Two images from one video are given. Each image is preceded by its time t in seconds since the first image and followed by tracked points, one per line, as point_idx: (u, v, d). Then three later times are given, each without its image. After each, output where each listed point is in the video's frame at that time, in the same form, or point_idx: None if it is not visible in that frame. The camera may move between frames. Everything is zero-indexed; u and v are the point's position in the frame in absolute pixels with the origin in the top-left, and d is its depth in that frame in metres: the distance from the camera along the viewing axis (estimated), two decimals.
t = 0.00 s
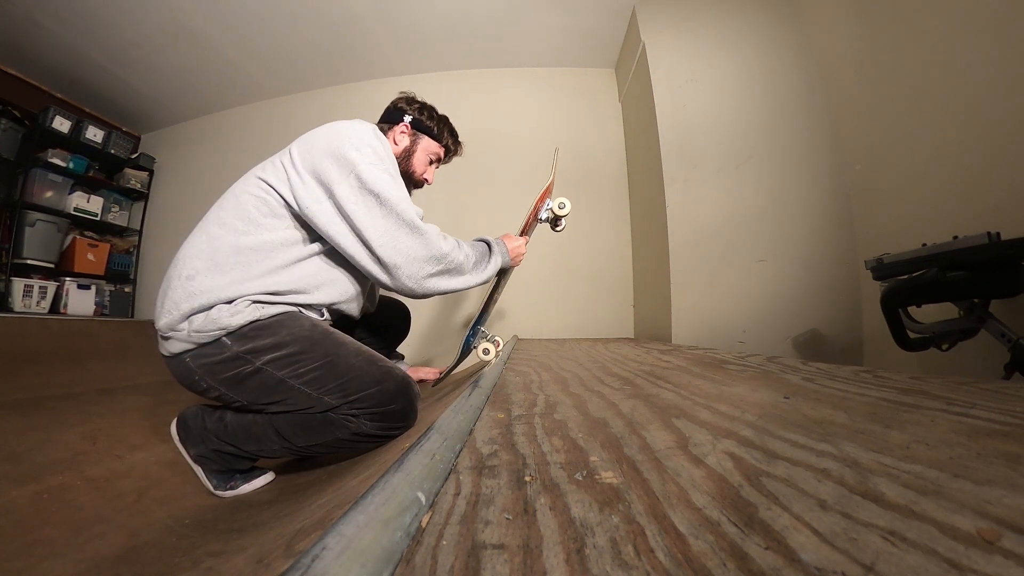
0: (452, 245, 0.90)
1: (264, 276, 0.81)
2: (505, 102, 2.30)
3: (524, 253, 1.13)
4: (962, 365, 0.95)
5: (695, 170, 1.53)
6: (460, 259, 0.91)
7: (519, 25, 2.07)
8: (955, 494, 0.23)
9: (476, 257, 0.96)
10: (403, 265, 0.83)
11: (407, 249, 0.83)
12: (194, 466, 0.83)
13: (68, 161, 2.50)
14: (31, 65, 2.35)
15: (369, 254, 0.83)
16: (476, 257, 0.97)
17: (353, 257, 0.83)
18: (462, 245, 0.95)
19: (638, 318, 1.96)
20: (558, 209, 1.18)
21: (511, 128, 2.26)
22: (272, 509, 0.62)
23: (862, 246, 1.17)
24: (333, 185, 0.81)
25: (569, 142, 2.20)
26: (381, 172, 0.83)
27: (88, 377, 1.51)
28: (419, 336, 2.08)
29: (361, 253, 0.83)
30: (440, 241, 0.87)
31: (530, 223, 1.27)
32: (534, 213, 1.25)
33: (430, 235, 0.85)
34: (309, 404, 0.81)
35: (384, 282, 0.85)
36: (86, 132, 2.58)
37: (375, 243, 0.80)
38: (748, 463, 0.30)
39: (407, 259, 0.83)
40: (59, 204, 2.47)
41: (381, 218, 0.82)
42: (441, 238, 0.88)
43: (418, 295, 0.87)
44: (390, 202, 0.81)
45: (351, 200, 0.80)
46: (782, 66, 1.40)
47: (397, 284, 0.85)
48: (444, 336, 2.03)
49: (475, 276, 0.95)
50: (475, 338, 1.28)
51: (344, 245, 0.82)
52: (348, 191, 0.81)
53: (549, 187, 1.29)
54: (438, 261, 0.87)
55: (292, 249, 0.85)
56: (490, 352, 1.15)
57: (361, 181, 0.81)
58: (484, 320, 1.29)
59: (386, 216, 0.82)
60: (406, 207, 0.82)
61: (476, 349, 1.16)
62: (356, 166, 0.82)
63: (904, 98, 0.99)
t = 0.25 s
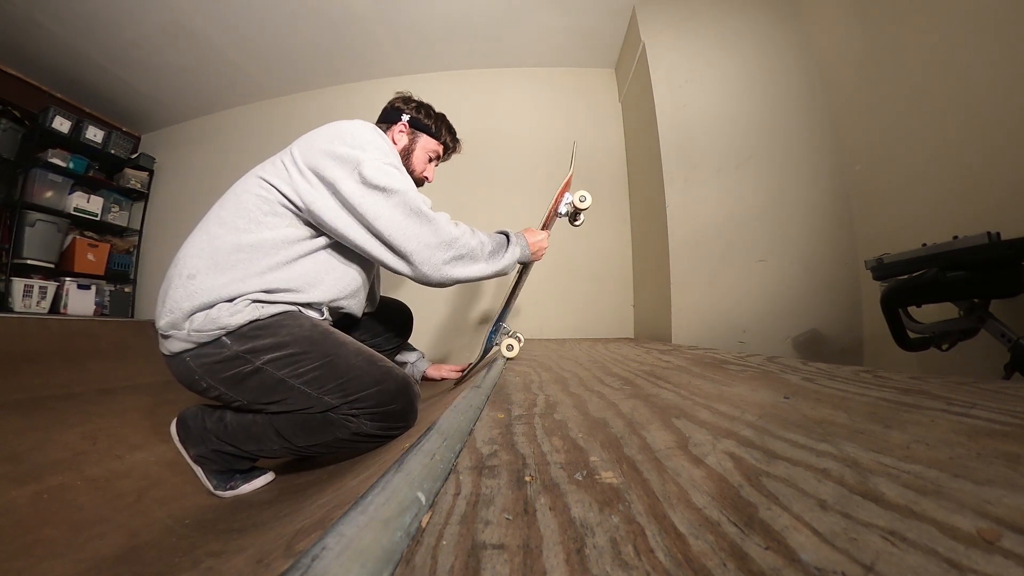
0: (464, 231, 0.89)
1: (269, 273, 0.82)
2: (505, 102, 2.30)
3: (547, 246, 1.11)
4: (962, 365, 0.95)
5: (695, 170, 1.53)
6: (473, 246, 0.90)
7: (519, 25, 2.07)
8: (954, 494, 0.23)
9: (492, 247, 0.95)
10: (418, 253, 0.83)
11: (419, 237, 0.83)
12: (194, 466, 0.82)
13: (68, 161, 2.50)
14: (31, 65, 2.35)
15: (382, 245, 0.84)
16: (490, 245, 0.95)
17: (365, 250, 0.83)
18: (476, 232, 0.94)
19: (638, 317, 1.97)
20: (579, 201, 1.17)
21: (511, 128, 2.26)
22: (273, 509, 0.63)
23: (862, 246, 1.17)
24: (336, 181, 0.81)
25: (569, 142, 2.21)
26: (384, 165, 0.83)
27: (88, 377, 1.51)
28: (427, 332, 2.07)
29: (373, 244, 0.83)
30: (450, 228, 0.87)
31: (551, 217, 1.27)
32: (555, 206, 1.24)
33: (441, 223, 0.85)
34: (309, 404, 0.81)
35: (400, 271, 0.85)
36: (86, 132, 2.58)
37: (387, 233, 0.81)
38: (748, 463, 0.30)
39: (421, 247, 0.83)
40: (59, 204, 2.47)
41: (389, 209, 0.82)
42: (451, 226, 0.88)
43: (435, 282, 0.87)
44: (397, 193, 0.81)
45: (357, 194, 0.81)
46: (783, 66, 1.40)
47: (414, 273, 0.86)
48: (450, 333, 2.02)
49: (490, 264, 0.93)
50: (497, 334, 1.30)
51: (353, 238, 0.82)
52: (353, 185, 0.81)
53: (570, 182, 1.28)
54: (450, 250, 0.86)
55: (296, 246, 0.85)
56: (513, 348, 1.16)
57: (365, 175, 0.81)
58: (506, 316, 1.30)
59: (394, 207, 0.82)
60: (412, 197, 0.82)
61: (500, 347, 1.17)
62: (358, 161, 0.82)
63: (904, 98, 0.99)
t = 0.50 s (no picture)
0: (468, 232, 0.89)
1: (272, 272, 0.82)
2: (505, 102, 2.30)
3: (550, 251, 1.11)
4: (962, 365, 0.95)
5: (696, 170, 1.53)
6: (477, 247, 0.89)
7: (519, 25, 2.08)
8: (955, 494, 0.23)
9: (497, 248, 0.94)
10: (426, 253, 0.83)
11: (425, 237, 0.82)
12: (194, 466, 0.83)
13: (67, 161, 2.50)
14: (31, 65, 2.35)
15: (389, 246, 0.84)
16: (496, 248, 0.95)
17: (372, 250, 0.83)
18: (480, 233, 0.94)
19: (638, 318, 1.97)
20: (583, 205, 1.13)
21: (511, 128, 2.26)
22: (273, 509, 0.63)
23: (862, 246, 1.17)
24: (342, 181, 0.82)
25: (569, 141, 2.21)
26: (390, 165, 0.83)
27: (89, 377, 1.51)
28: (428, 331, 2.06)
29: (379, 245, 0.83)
30: (455, 228, 0.87)
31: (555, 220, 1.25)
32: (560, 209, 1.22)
33: (446, 224, 0.85)
34: (309, 404, 0.80)
35: (409, 272, 0.85)
36: (86, 132, 2.58)
37: (394, 233, 0.81)
38: (748, 463, 0.30)
39: (428, 247, 0.83)
40: (59, 204, 2.47)
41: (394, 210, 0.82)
42: (455, 226, 0.88)
43: (442, 283, 0.86)
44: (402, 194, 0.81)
45: (363, 194, 0.81)
46: (782, 66, 1.40)
47: (422, 274, 0.85)
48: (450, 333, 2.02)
49: (494, 266, 0.92)
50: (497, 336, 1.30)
51: (359, 238, 0.82)
52: (359, 185, 0.81)
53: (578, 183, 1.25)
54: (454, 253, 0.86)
55: (300, 245, 0.85)
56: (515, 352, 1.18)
57: (371, 176, 0.81)
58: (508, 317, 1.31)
59: (399, 207, 0.82)
60: (418, 198, 0.82)
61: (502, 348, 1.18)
62: (364, 162, 0.82)
63: (903, 98, 0.99)
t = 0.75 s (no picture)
0: (450, 241, 0.89)
1: (271, 273, 0.82)
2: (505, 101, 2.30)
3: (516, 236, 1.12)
4: (962, 365, 0.95)
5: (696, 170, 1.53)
6: (456, 252, 0.91)
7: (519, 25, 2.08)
8: (955, 494, 0.23)
9: (472, 248, 0.95)
10: (408, 267, 0.83)
11: (409, 251, 0.82)
12: (194, 465, 0.83)
13: (68, 161, 2.50)
14: (31, 65, 2.35)
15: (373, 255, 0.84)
16: (473, 249, 0.96)
17: (356, 259, 0.84)
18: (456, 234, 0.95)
19: (638, 317, 1.97)
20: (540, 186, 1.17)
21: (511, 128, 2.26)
22: (273, 509, 0.63)
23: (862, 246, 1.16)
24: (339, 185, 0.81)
25: (569, 141, 2.21)
26: (385, 172, 0.82)
27: (89, 377, 1.51)
28: (427, 331, 2.06)
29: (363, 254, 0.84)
30: (439, 239, 0.87)
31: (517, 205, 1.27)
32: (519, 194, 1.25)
33: (430, 235, 0.85)
34: (309, 403, 0.80)
35: (389, 282, 0.86)
36: (86, 132, 2.58)
37: (379, 245, 0.81)
38: (748, 462, 0.30)
39: (412, 261, 0.83)
40: (59, 204, 2.47)
41: (382, 220, 0.81)
42: (438, 235, 0.88)
43: (422, 293, 0.87)
44: (391, 204, 0.80)
45: (355, 201, 0.81)
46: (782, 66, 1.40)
47: (401, 283, 0.86)
48: (450, 332, 2.02)
49: (471, 265, 0.94)
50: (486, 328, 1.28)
51: (346, 246, 0.82)
52: (354, 191, 0.81)
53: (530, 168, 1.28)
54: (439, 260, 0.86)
55: (299, 247, 0.85)
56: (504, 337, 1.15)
57: (368, 182, 0.81)
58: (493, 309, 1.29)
59: (386, 218, 0.81)
60: (408, 209, 0.81)
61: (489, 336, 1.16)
62: (361, 167, 0.82)
63: (903, 98, 0.99)
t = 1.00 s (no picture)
0: (442, 243, 0.89)
1: (270, 273, 0.82)
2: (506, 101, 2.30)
3: (512, 244, 1.11)
4: (962, 365, 0.95)
5: (696, 170, 1.53)
6: (448, 255, 0.90)
7: (519, 26, 2.08)
8: (954, 494, 0.23)
9: (465, 252, 0.95)
10: (398, 269, 0.82)
11: (400, 252, 0.81)
12: (194, 466, 0.83)
13: (67, 161, 2.50)
14: (31, 65, 2.35)
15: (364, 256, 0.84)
16: (466, 253, 0.95)
17: (348, 260, 0.83)
18: (449, 237, 0.94)
19: (638, 317, 1.97)
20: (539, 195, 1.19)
21: (512, 128, 2.25)
22: (273, 509, 0.63)
23: (862, 246, 1.16)
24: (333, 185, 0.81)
25: (570, 141, 2.21)
26: (379, 172, 0.82)
27: (89, 377, 1.51)
28: (427, 331, 2.06)
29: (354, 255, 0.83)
30: (430, 241, 0.86)
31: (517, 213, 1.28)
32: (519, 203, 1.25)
33: (422, 237, 0.85)
34: (309, 403, 0.80)
35: (379, 284, 0.86)
36: (86, 132, 2.58)
37: (370, 247, 0.80)
38: (748, 463, 0.30)
39: (402, 263, 0.82)
40: (59, 204, 2.47)
41: (374, 221, 0.81)
42: (430, 237, 0.87)
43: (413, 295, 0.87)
44: (383, 205, 0.80)
45: (349, 201, 0.81)
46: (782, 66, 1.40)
47: (392, 284, 0.86)
48: (449, 332, 2.01)
49: (464, 269, 0.93)
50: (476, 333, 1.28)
51: (338, 247, 0.82)
52: (347, 192, 0.81)
53: (530, 175, 1.28)
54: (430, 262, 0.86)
55: (297, 247, 0.85)
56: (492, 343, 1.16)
57: (362, 182, 0.81)
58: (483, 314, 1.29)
59: (378, 219, 0.81)
60: (401, 210, 0.81)
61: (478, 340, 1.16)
62: (355, 167, 0.82)
63: (903, 98, 0.99)
